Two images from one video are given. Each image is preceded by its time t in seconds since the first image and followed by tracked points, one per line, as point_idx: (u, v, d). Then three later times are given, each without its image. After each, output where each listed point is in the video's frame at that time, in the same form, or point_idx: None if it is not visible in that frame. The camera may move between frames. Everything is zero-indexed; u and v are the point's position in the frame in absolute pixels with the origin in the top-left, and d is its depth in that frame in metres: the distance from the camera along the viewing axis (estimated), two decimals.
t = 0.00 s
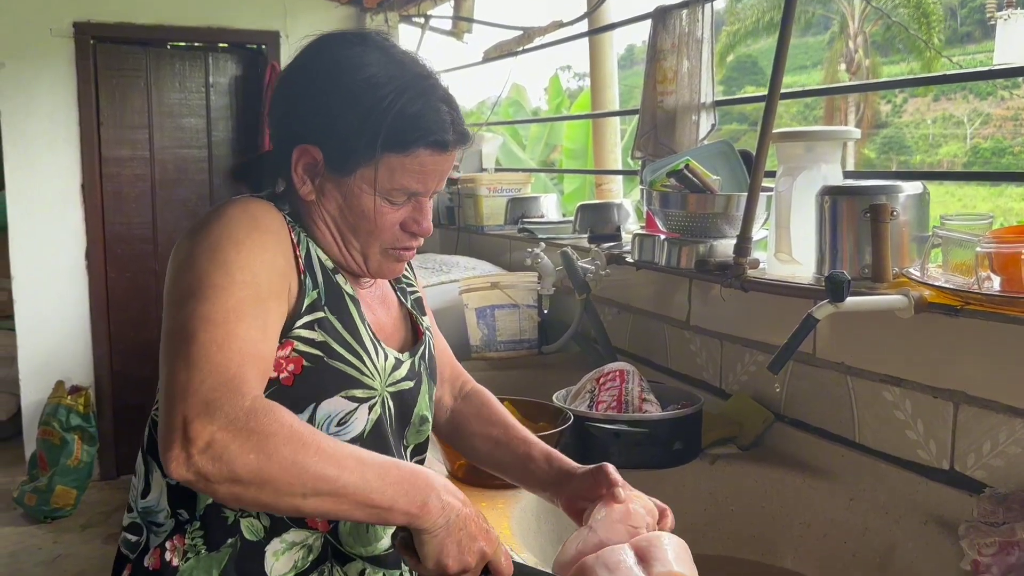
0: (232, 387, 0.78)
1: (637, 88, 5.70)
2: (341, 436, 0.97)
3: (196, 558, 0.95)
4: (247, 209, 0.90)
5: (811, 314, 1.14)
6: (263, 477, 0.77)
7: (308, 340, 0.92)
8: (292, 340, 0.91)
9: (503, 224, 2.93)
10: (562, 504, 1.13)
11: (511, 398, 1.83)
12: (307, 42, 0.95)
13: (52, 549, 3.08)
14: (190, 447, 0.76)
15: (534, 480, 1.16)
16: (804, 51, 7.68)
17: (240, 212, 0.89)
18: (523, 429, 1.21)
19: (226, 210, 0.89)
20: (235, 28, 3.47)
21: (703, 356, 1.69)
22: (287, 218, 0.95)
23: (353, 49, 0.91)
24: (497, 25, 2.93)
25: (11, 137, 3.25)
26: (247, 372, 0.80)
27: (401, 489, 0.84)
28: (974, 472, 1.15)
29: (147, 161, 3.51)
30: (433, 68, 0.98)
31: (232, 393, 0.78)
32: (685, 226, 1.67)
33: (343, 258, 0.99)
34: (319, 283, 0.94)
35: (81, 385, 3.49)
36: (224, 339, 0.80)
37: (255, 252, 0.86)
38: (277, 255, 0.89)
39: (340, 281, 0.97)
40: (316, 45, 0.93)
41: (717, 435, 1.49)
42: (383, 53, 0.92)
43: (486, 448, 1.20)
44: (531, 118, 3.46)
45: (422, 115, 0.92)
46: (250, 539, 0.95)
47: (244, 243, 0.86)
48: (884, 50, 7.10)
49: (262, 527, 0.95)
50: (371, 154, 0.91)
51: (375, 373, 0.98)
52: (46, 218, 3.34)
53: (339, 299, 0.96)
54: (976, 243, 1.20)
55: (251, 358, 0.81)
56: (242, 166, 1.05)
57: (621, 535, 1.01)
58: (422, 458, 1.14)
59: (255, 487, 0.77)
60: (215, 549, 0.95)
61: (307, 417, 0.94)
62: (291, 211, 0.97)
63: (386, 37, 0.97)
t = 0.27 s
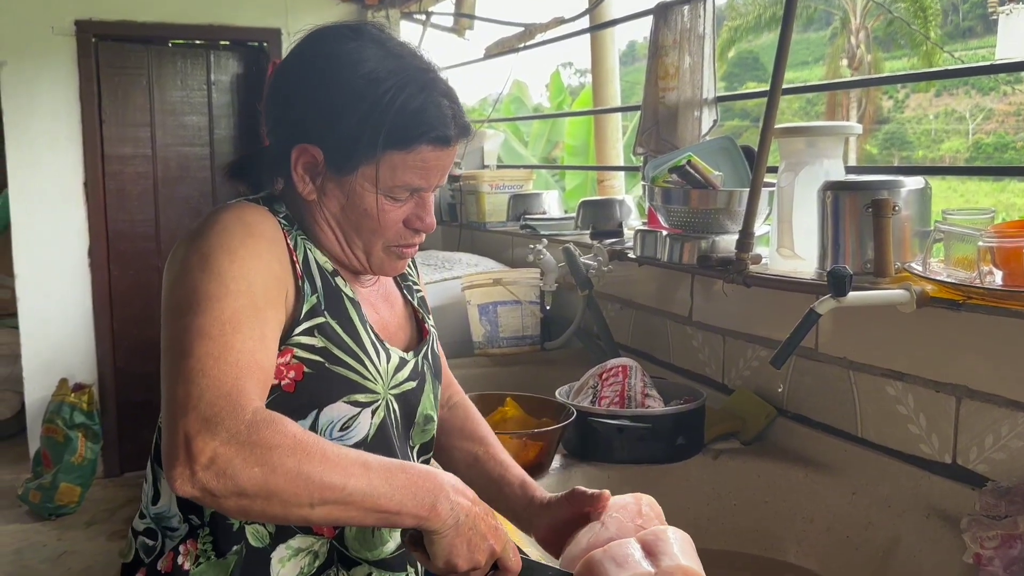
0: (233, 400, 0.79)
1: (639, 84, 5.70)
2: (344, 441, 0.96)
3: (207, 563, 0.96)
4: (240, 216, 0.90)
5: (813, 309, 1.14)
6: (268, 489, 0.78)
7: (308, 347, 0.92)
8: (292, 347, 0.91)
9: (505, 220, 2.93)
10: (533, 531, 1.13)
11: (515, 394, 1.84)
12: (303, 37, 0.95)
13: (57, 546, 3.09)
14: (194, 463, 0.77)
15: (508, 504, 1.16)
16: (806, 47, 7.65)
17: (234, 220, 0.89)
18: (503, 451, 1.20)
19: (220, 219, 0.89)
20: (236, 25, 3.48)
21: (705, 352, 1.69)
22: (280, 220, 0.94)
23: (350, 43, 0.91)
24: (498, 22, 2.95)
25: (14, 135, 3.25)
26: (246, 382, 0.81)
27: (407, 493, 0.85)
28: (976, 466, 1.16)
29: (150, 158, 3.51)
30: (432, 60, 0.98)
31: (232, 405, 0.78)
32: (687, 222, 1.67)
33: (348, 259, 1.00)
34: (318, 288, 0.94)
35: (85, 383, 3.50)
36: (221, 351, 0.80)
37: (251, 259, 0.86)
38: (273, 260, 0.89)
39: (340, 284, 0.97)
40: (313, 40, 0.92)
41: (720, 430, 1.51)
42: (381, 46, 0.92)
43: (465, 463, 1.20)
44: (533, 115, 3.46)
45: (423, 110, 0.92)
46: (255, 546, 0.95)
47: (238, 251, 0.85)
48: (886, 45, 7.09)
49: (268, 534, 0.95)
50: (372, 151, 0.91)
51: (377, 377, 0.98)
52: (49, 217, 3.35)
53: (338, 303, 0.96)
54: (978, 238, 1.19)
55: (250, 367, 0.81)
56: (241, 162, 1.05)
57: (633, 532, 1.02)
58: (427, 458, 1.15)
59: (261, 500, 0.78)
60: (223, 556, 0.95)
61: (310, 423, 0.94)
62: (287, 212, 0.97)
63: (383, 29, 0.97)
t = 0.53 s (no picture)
0: (237, 407, 0.79)
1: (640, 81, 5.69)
2: (350, 444, 0.97)
3: (217, 566, 0.96)
4: (242, 218, 0.90)
5: (817, 305, 1.15)
6: (275, 495, 0.78)
7: (312, 351, 0.93)
8: (297, 351, 0.92)
9: (507, 218, 2.93)
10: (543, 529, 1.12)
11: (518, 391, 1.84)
12: (306, 35, 0.94)
13: (61, 544, 3.10)
14: (199, 473, 0.77)
15: (518, 500, 1.16)
16: (808, 43, 7.64)
17: (236, 224, 0.89)
18: (513, 446, 1.21)
19: (221, 223, 0.89)
20: (238, 23, 3.49)
21: (709, 349, 1.69)
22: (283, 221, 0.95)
23: (354, 42, 0.90)
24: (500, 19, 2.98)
25: (17, 133, 3.26)
26: (251, 387, 0.81)
27: (413, 487, 0.85)
28: (980, 462, 1.16)
29: (152, 157, 3.52)
30: (436, 58, 0.97)
31: (236, 413, 0.79)
32: (690, 219, 1.67)
33: (353, 260, 1.00)
34: (322, 290, 0.94)
35: (88, 381, 3.51)
36: (224, 359, 0.80)
37: (253, 263, 0.86)
38: (275, 262, 0.89)
39: (344, 287, 0.97)
40: (316, 39, 0.92)
41: (722, 427, 1.51)
42: (386, 45, 0.92)
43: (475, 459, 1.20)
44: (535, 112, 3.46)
45: (429, 110, 0.92)
46: (264, 549, 0.95)
47: (240, 255, 0.85)
48: (888, 41, 7.06)
49: (276, 536, 0.95)
50: (377, 153, 0.91)
51: (383, 380, 0.99)
52: (52, 215, 3.35)
53: (343, 305, 0.96)
54: (982, 233, 1.20)
55: (256, 372, 0.82)
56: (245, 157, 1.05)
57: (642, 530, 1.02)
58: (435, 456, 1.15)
59: (269, 505, 0.79)
60: (231, 559, 0.95)
61: (316, 428, 0.94)
62: (291, 214, 0.97)
63: (386, 25, 0.96)
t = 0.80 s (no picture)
0: (228, 419, 0.79)
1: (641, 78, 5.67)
2: (359, 445, 0.97)
3: (234, 568, 0.96)
4: (239, 224, 0.90)
5: (820, 301, 1.14)
6: (265, 507, 0.78)
7: (315, 355, 0.93)
8: (299, 356, 0.92)
9: (509, 215, 2.93)
10: (568, 512, 1.11)
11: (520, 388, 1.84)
12: (297, 31, 0.94)
13: (63, 542, 3.10)
14: (189, 488, 0.77)
15: (541, 485, 1.15)
16: (809, 40, 7.61)
17: (230, 232, 0.89)
18: (533, 434, 1.21)
19: (215, 231, 0.89)
20: (240, 21, 3.49)
21: (711, 346, 1.69)
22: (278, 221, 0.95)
23: (347, 38, 0.90)
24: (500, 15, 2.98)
25: (18, 131, 3.26)
26: (242, 398, 0.81)
27: (407, 492, 0.85)
28: (983, 458, 1.15)
29: (154, 155, 3.52)
30: (431, 51, 0.97)
31: (227, 424, 0.78)
32: (693, 215, 1.67)
33: (352, 260, 1.00)
34: (322, 293, 0.94)
35: (90, 379, 3.51)
36: (215, 370, 0.80)
37: (248, 272, 0.86)
38: (271, 269, 0.89)
39: (345, 286, 0.97)
40: (308, 36, 0.91)
41: (726, 424, 1.50)
42: (379, 40, 0.91)
43: (494, 447, 1.20)
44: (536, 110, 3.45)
45: (425, 106, 0.92)
46: (276, 552, 0.96)
47: (234, 264, 0.85)
48: (891, 37, 7.01)
49: (288, 540, 0.96)
50: (372, 152, 0.91)
51: (389, 379, 0.99)
52: (54, 213, 3.36)
53: (344, 306, 0.96)
54: (985, 229, 1.20)
55: (247, 383, 0.82)
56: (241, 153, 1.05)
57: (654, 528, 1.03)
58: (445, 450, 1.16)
59: (260, 517, 0.78)
60: (245, 562, 0.96)
61: (323, 431, 0.95)
62: (287, 214, 0.98)
63: (379, 20, 0.96)
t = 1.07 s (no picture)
0: (194, 435, 0.79)
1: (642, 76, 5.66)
2: (369, 445, 0.97)
3: (251, 569, 0.96)
4: (235, 232, 0.90)
5: (821, 299, 1.14)
6: (225, 523, 0.79)
7: (319, 359, 0.93)
8: (303, 361, 0.92)
9: (510, 213, 2.94)
10: (586, 483, 1.16)
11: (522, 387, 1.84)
12: (296, 25, 0.94)
13: (66, 540, 3.10)
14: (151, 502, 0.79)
15: (557, 459, 1.19)
16: (811, 38, 7.57)
17: (222, 240, 0.89)
18: (543, 412, 1.25)
19: (209, 240, 0.89)
20: (241, 19, 3.50)
21: (712, 344, 1.69)
22: (274, 223, 0.95)
23: (346, 32, 0.90)
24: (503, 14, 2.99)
25: (19, 130, 3.26)
26: (213, 412, 0.81)
27: (378, 498, 0.84)
28: (985, 456, 1.15)
29: (155, 153, 3.52)
30: (431, 43, 0.96)
31: (191, 440, 0.79)
32: (695, 213, 1.67)
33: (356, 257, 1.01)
34: (323, 296, 0.94)
35: (92, 377, 3.51)
36: (186, 385, 0.80)
37: (231, 283, 0.85)
38: (261, 280, 0.88)
39: (348, 286, 0.97)
40: (307, 30, 0.91)
41: (728, 421, 1.51)
42: (379, 33, 0.91)
43: (508, 427, 1.24)
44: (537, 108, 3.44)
45: (424, 100, 0.92)
46: (291, 554, 0.95)
47: (218, 275, 0.85)
48: (892, 35, 6.99)
49: (303, 542, 0.96)
50: (373, 147, 0.91)
51: (397, 377, 0.99)
52: (55, 212, 3.36)
53: (346, 308, 0.96)
54: (987, 226, 1.19)
55: (220, 397, 0.82)
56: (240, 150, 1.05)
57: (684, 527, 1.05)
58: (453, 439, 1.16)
59: (222, 531, 0.80)
60: (261, 564, 0.95)
61: (333, 433, 0.95)
62: (286, 215, 0.98)
63: (377, 12, 0.95)
